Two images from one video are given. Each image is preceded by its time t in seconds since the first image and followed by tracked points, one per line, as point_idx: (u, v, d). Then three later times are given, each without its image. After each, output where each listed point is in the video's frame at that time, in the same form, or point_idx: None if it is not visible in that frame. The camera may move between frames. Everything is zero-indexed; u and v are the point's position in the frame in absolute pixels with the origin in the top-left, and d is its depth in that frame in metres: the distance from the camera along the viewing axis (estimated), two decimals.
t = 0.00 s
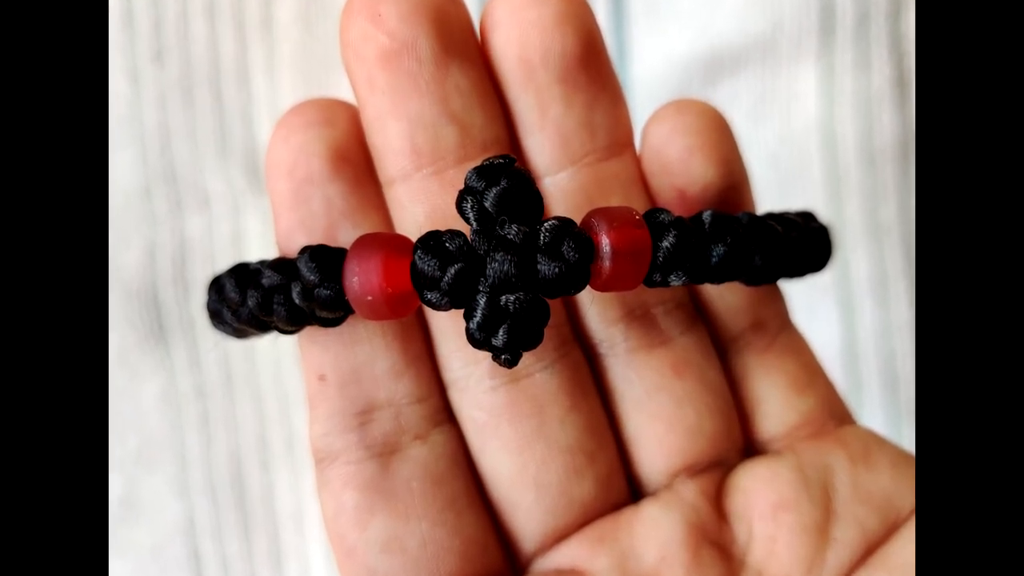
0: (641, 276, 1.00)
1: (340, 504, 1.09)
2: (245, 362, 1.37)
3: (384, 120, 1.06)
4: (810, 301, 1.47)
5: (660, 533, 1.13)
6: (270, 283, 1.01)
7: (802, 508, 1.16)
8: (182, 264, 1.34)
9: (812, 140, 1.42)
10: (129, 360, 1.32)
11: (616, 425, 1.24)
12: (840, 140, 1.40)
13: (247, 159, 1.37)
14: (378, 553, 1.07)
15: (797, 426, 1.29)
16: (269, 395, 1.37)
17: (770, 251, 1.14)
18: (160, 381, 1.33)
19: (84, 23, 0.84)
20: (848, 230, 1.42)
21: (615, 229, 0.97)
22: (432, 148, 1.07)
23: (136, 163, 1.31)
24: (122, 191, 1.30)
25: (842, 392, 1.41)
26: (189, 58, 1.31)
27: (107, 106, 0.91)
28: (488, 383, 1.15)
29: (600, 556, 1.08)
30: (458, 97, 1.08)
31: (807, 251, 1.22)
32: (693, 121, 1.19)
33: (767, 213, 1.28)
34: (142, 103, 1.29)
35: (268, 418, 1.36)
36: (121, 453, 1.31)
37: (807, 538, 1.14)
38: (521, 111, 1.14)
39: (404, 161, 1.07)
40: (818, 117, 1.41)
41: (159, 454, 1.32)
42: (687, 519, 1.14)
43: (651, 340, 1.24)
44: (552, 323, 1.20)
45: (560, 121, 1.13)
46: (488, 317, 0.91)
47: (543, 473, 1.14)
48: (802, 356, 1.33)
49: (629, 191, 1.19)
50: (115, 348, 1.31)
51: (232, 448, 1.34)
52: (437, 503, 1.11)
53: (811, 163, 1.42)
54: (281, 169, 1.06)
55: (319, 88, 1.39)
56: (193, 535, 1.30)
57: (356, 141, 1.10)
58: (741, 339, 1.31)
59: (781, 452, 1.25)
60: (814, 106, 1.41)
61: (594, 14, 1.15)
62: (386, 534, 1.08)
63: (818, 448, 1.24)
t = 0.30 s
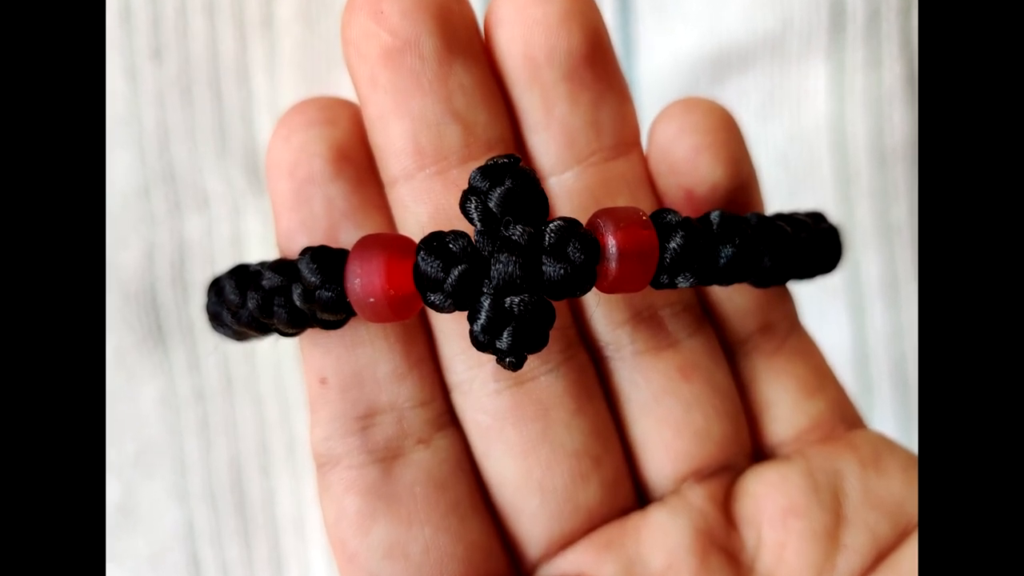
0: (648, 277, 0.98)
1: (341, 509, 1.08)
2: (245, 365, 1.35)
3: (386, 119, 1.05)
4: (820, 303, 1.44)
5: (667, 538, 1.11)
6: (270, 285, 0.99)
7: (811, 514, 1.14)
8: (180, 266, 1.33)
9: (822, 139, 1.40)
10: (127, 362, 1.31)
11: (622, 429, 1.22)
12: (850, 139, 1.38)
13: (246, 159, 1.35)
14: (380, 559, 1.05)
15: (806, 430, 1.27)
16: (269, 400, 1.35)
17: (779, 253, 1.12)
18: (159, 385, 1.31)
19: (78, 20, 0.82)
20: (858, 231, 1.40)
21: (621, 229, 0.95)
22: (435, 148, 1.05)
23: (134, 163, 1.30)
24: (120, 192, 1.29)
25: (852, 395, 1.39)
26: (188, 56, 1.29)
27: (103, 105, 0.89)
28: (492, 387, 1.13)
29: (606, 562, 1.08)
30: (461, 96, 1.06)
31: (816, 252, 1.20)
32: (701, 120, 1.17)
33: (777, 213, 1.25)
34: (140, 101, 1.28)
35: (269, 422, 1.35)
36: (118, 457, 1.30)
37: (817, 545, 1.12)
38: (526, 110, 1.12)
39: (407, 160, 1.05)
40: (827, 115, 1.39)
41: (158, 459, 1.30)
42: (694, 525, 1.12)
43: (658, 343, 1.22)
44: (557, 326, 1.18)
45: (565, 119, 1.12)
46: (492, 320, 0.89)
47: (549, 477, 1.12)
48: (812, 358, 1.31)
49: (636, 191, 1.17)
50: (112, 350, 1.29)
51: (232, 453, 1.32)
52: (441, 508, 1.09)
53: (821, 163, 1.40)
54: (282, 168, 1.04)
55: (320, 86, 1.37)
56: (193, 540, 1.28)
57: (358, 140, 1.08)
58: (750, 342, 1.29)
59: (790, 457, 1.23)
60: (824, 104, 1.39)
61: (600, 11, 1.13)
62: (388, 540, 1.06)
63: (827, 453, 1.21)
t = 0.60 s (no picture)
0: (656, 279, 0.96)
1: (343, 515, 1.06)
2: (245, 368, 1.34)
3: (389, 118, 1.03)
4: (830, 306, 1.42)
5: (675, 545, 1.09)
6: (270, 286, 0.97)
7: (821, 519, 1.12)
8: (179, 267, 1.30)
9: (832, 138, 1.37)
10: (124, 366, 1.28)
11: (629, 433, 1.20)
12: (861, 138, 1.36)
13: (246, 158, 1.34)
14: (382, 566, 1.04)
15: (815, 434, 1.25)
16: (269, 404, 1.34)
17: (788, 254, 1.10)
18: (157, 390, 1.29)
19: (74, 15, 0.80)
20: (869, 231, 1.38)
21: (628, 230, 0.93)
22: (438, 147, 1.04)
23: (132, 163, 1.27)
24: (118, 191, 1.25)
25: (863, 399, 1.37)
26: (187, 54, 1.28)
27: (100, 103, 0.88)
28: (496, 391, 1.11)
29: (612, 569, 1.06)
30: (465, 95, 1.04)
31: (826, 254, 1.18)
32: (709, 119, 1.15)
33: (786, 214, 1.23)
34: (139, 101, 1.26)
35: (269, 426, 1.33)
36: (116, 463, 1.28)
37: (827, 551, 1.09)
38: (531, 109, 1.10)
39: (409, 160, 1.04)
40: (838, 114, 1.37)
41: (156, 464, 1.28)
42: (702, 531, 1.10)
43: (666, 346, 1.20)
44: (562, 328, 1.16)
45: (571, 118, 1.10)
46: (497, 322, 0.87)
47: (554, 483, 1.10)
48: (821, 361, 1.29)
49: (643, 191, 1.15)
50: (110, 354, 1.26)
51: (232, 457, 1.31)
52: (444, 514, 1.07)
53: (832, 163, 1.38)
54: (283, 168, 1.02)
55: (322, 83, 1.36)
56: (192, 547, 1.26)
57: (360, 139, 1.06)
58: (759, 345, 1.27)
59: (800, 462, 1.21)
60: (834, 102, 1.37)
61: (606, 8, 1.11)
62: (391, 547, 1.04)
63: (838, 458, 1.20)
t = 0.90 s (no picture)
0: (664, 281, 0.94)
1: (345, 521, 1.04)
2: (245, 370, 1.33)
3: (391, 117, 1.01)
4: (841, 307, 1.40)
5: (683, 551, 1.07)
6: (271, 288, 0.95)
7: (832, 524, 1.09)
8: (178, 267, 1.29)
9: (842, 137, 1.35)
10: (121, 369, 1.26)
11: (636, 438, 1.18)
12: (872, 136, 1.33)
13: (246, 157, 1.32)
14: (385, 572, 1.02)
15: (826, 438, 1.22)
16: (270, 408, 1.32)
17: (798, 255, 1.08)
18: (155, 392, 1.27)
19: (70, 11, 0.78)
20: (880, 232, 1.35)
21: (635, 231, 0.91)
22: (442, 147, 1.02)
23: (129, 162, 1.25)
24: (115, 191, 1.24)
25: (873, 403, 1.35)
26: (186, 52, 1.27)
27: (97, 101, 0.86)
28: (501, 395, 1.09)
29: None
30: (469, 93, 1.02)
31: (837, 255, 1.15)
32: (718, 118, 1.13)
33: (796, 215, 1.20)
34: (137, 100, 1.25)
35: (269, 430, 1.32)
36: (114, 468, 1.26)
37: (838, 558, 1.07)
38: (536, 108, 1.08)
39: (412, 160, 1.02)
40: (849, 112, 1.34)
41: (154, 468, 1.27)
42: (710, 538, 1.08)
43: (673, 349, 1.18)
44: (568, 331, 1.14)
45: (577, 117, 1.08)
46: (501, 324, 0.85)
47: (560, 488, 1.08)
48: (832, 364, 1.26)
49: (650, 191, 1.13)
50: (107, 356, 1.25)
51: (231, 462, 1.29)
52: (448, 520, 1.05)
53: (842, 162, 1.36)
54: (284, 168, 1.01)
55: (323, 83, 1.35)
56: (191, 553, 1.25)
57: (362, 138, 1.04)
58: (768, 348, 1.25)
59: (811, 467, 1.18)
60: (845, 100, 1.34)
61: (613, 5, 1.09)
62: (393, 553, 1.02)
63: (849, 463, 1.17)
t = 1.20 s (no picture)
0: (672, 283, 0.92)
1: (347, 527, 1.02)
2: (245, 374, 1.30)
3: (394, 116, 0.99)
4: (851, 309, 1.38)
5: (690, 558, 1.04)
6: (272, 290, 0.93)
7: (842, 531, 1.05)
8: (177, 269, 1.27)
9: (853, 136, 1.33)
10: (121, 373, 1.25)
11: (643, 443, 1.16)
12: (884, 137, 1.31)
13: (246, 155, 1.31)
14: None
15: (837, 443, 1.20)
16: (271, 413, 1.30)
17: (809, 257, 1.06)
18: (153, 397, 1.26)
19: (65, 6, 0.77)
20: (892, 234, 1.33)
21: (642, 232, 0.89)
22: (446, 146, 1.00)
23: (128, 163, 1.24)
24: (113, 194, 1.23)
25: (885, 407, 1.33)
26: (185, 49, 1.25)
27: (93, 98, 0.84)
28: (506, 398, 1.07)
29: None
30: (473, 91, 1.00)
31: (848, 257, 1.13)
32: (727, 117, 1.11)
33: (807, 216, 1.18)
34: (134, 98, 1.24)
35: (269, 435, 1.30)
36: (111, 473, 1.24)
37: (848, 565, 1.03)
38: (542, 107, 1.07)
39: (416, 159, 1.00)
40: (860, 111, 1.32)
41: (153, 473, 1.25)
42: (719, 544, 1.05)
43: (681, 352, 1.15)
44: (574, 333, 1.12)
45: (583, 116, 1.06)
46: (506, 327, 0.84)
47: (565, 494, 1.06)
48: (843, 368, 1.24)
49: (658, 191, 1.11)
50: (106, 361, 1.24)
51: (232, 467, 1.27)
52: (452, 526, 1.03)
53: (853, 162, 1.33)
54: (285, 167, 0.99)
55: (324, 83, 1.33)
56: (189, 562, 1.24)
57: (365, 137, 1.03)
58: (778, 351, 1.23)
59: (821, 472, 1.15)
60: (856, 99, 1.32)
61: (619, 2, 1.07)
62: (396, 561, 1.00)
63: (859, 468, 1.13)
